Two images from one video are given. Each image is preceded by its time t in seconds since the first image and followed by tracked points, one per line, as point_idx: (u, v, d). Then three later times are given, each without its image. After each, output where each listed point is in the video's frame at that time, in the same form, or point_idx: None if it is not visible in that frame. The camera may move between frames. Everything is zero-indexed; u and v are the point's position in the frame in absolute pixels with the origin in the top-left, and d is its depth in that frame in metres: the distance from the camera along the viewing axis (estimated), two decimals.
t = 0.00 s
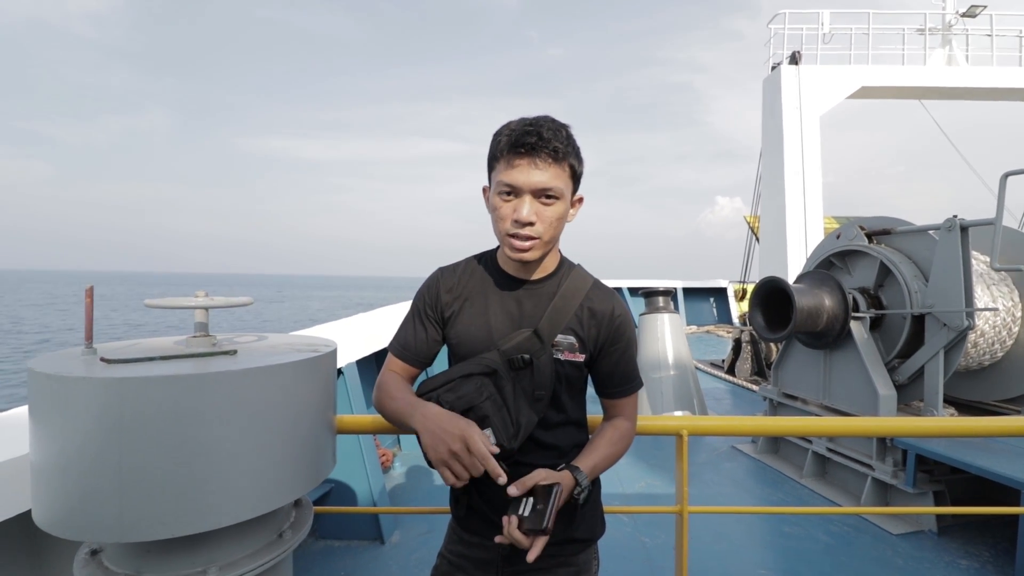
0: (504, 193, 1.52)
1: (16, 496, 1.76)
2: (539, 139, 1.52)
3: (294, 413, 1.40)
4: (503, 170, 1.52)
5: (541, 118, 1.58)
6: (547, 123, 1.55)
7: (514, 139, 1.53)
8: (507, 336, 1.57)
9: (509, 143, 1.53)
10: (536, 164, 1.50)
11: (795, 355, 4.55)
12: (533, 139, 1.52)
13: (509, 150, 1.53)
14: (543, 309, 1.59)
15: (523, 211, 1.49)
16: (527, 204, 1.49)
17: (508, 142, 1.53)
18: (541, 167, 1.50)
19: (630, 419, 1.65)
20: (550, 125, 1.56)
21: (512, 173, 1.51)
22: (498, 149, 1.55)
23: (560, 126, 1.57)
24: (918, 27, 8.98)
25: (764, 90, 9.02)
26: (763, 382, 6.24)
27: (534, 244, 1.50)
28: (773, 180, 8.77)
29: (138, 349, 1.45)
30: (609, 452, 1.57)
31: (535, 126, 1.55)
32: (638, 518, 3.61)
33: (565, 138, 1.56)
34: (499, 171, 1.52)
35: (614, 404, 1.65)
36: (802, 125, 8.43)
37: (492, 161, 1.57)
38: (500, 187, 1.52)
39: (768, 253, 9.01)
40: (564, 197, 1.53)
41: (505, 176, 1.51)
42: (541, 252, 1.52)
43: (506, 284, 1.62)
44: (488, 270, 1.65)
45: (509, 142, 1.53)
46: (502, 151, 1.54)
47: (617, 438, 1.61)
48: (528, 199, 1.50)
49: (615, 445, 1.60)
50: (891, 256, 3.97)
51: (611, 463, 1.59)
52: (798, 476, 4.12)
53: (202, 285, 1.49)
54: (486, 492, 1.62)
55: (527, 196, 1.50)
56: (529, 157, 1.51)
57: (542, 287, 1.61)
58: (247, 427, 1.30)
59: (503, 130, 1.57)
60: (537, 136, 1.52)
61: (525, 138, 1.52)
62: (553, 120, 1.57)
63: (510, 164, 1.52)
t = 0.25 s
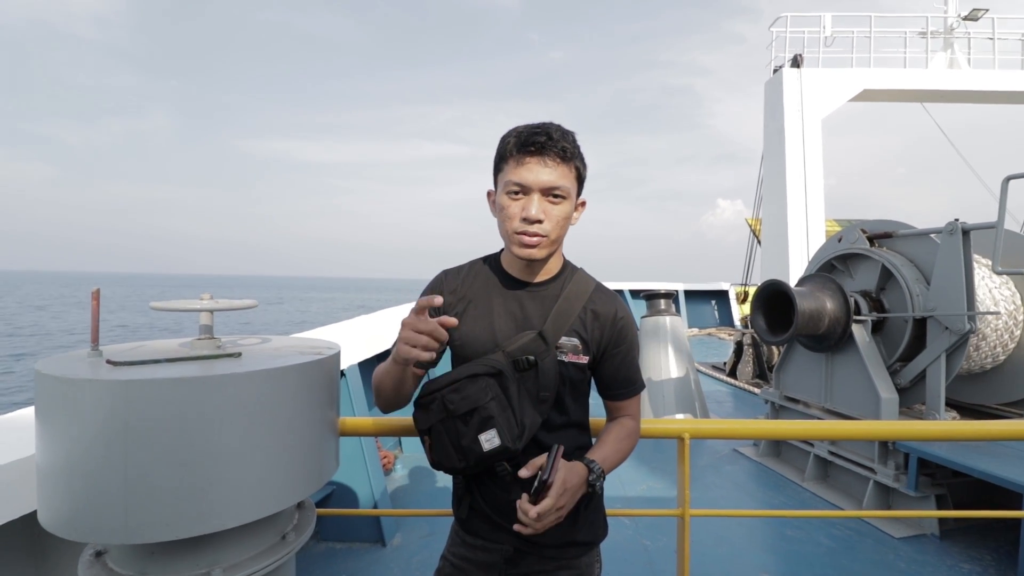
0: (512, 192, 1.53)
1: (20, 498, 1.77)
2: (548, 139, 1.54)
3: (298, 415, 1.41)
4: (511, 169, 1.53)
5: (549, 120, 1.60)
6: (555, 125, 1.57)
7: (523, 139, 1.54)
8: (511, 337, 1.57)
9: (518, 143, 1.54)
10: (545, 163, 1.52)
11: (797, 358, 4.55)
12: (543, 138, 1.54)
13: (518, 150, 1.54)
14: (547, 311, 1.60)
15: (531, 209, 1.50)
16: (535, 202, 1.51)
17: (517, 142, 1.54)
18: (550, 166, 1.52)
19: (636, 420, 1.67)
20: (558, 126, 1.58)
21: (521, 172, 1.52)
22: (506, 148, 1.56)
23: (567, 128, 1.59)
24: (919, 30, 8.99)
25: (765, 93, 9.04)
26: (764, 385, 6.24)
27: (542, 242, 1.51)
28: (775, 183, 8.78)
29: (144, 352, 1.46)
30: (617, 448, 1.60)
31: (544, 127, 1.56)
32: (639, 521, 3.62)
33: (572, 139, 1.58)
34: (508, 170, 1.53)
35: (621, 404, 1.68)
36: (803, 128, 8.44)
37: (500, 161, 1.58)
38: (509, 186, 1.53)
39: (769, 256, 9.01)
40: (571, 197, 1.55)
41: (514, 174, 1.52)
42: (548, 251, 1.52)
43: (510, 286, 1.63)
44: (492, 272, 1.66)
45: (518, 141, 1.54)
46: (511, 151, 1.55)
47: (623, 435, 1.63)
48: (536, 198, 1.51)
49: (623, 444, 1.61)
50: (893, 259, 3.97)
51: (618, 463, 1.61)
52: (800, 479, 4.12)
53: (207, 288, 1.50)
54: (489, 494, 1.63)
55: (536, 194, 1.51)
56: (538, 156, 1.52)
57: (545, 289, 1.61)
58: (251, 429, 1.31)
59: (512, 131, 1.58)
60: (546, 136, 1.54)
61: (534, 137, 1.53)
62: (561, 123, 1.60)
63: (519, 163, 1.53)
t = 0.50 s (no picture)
0: (519, 198, 1.54)
1: (23, 501, 1.77)
2: (557, 147, 1.54)
3: (301, 419, 1.41)
4: (520, 174, 1.53)
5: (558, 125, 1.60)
6: (565, 131, 1.57)
7: (532, 145, 1.54)
8: (512, 341, 1.58)
9: (526, 148, 1.54)
10: (553, 170, 1.52)
11: (798, 360, 4.55)
12: (552, 145, 1.54)
13: (527, 155, 1.54)
14: (548, 315, 1.61)
15: (538, 217, 1.51)
16: (542, 210, 1.52)
17: (526, 147, 1.54)
18: (558, 174, 1.53)
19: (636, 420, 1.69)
20: (567, 133, 1.58)
21: (529, 178, 1.52)
22: (514, 153, 1.56)
23: (576, 134, 1.59)
24: (920, 32, 9.00)
25: (766, 95, 9.05)
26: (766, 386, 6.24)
27: (546, 250, 1.52)
28: (775, 185, 8.78)
29: (147, 356, 1.46)
30: (616, 448, 1.60)
31: (554, 132, 1.56)
32: (641, 523, 3.62)
33: (581, 147, 1.59)
34: (516, 175, 1.54)
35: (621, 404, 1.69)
36: (804, 129, 8.45)
37: (507, 164, 1.57)
38: (516, 192, 1.53)
39: (770, 257, 9.01)
40: (577, 204, 1.56)
41: (522, 180, 1.53)
42: (552, 257, 1.54)
43: (512, 289, 1.63)
44: (494, 275, 1.67)
45: (526, 146, 1.54)
46: (519, 156, 1.55)
47: (623, 434, 1.63)
48: (543, 204, 1.52)
49: (622, 442, 1.62)
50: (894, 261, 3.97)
51: (619, 461, 1.61)
52: (802, 481, 4.12)
53: (211, 292, 1.51)
54: (491, 497, 1.64)
55: (543, 202, 1.52)
56: (547, 163, 1.53)
57: (547, 293, 1.62)
58: (256, 433, 1.32)
59: (520, 135, 1.57)
60: (556, 143, 1.54)
61: (544, 144, 1.53)
62: (570, 129, 1.60)
63: (527, 169, 1.53)
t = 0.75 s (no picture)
0: (522, 205, 1.54)
1: (24, 500, 1.78)
2: (561, 154, 1.54)
3: (303, 419, 1.42)
4: (523, 181, 1.53)
5: (562, 132, 1.60)
6: (569, 138, 1.57)
7: (536, 152, 1.54)
8: (513, 343, 1.59)
9: (530, 155, 1.55)
10: (557, 179, 1.52)
11: (798, 361, 4.55)
12: (556, 153, 1.54)
13: (530, 163, 1.54)
14: (549, 317, 1.61)
15: (540, 225, 1.52)
16: (544, 218, 1.52)
17: (529, 155, 1.55)
18: (561, 183, 1.53)
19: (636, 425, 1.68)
20: (572, 140, 1.58)
21: (532, 186, 1.53)
22: (518, 159, 1.56)
23: (581, 142, 1.59)
24: (920, 34, 9.01)
25: (767, 97, 9.06)
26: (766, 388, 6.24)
27: (547, 259, 1.53)
28: (776, 186, 8.78)
29: (150, 355, 1.47)
30: (618, 455, 1.59)
31: (558, 139, 1.56)
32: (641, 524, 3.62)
33: (586, 154, 1.58)
34: (519, 182, 1.54)
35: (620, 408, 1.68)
36: (805, 131, 8.46)
37: (510, 170, 1.58)
38: (518, 199, 1.54)
39: (771, 259, 9.01)
40: (580, 213, 1.57)
41: (525, 187, 1.53)
42: (553, 266, 1.55)
43: (513, 291, 1.64)
44: (495, 276, 1.67)
45: (530, 154, 1.55)
46: (523, 163, 1.55)
47: (623, 440, 1.63)
48: (546, 212, 1.53)
49: (623, 448, 1.61)
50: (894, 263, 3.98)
51: (620, 465, 1.60)
52: (802, 482, 4.12)
53: (213, 292, 1.51)
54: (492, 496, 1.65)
55: (545, 210, 1.53)
56: (551, 173, 1.53)
57: (549, 296, 1.62)
58: (257, 433, 1.32)
59: (524, 140, 1.58)
60: (560, 150, 1.54)
61: (548, 151, 1.53)
62: (575, 136, 1.59)
63: (530, 176, 1.53)
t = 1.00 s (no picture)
0: (523, 203, 1.55)
1: (27, 500, 1.79)
2: (562, 152, 1.55)
3: (306, 420, 1.43)
4: (524, 180, 1.54)
5: (562, 131, 1.61)
6: (569, 137, 1.58)
7: (536, 150, 1.56)
8: (515, 344, 1.59)
9: (531, 154, 1.56)
10: (557, 175, 1.53)
11: (799, 361, 4.56)
12: (556, 151, 1.55)
13: (532, 161, 1.55)
14: (551, 318, 1.62)
15: (542, 222, 1.52)
16: (546, 215, 1.53)
17: (530, 153, 1.56)
18: (562, 180, 1.53)
19: (638, 432, 1.68)
20: (572, 139, 1.59)
21: (534, 183, 1.54)
22: (520, 158, 1.57)
23: (581, 140, 1.60)
24: (920, 35, 9.02)
25: (767, 97, 9.07)
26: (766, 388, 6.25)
27: (550, 255, 1.53)
28: (776, 186, 8.79)
29: (153, 356, 1.47)
30: (621, 476, 1.61)
31: (558, 138, 1.58)
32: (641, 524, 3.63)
33: (586, 153, 1.59)
34: (521, 181, 1.55)
35: (622, 418, 1.67)
36: (805, 131, 8.46)
37: (511, 169, 1.59)
38: (521, 197, 1.54)
39: (771, 259, 9.02)
40: (582, 210, 1.57)
41: (527, 186, 1.54)
42: (556, 263, 1.55)
43: (515, 291, 1.65)
44: (498, 277, 1.68)
45: (531, 152, 1.56)
46: (524, 161, 1.56)
47: (626, 456, 1.64)
48: (548, 209, 1.53)
49: (625, 466, 1.62)
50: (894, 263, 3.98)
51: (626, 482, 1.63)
52: (802, 482, 4.13)
53: (216, 293, 1.52)
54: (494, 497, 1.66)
55: (547, 207, 1.53)
56: (552, 169, 1.54)
57: (551, 297, 1.63)
58: (261, 434, 1.33)
59: (525, 140, 1.59)
60: (560, 148, 1.55)
61: (548, 149, 1.54)
62: (575, 135, 1.61)
63: (531, 175, 1.54)
